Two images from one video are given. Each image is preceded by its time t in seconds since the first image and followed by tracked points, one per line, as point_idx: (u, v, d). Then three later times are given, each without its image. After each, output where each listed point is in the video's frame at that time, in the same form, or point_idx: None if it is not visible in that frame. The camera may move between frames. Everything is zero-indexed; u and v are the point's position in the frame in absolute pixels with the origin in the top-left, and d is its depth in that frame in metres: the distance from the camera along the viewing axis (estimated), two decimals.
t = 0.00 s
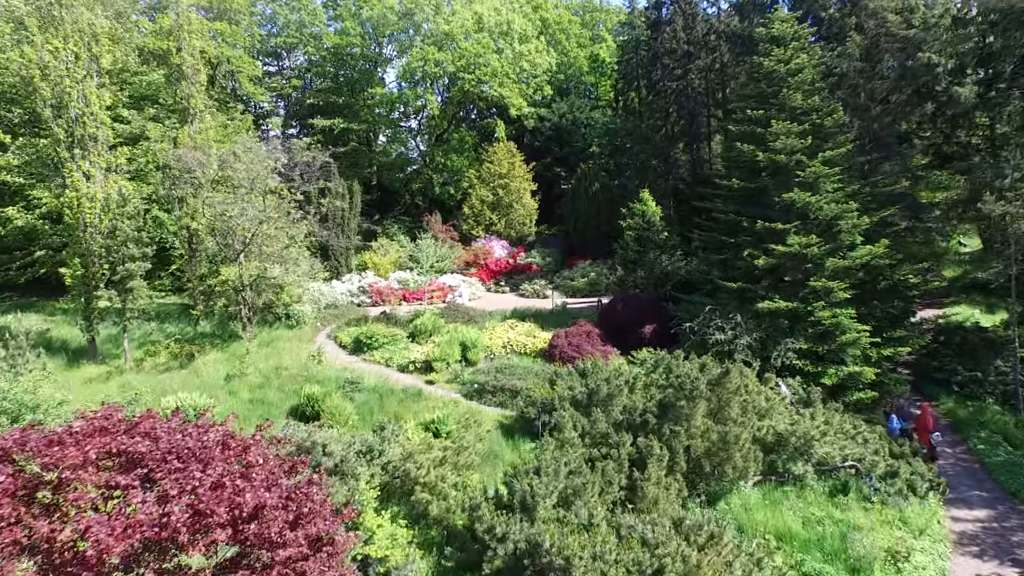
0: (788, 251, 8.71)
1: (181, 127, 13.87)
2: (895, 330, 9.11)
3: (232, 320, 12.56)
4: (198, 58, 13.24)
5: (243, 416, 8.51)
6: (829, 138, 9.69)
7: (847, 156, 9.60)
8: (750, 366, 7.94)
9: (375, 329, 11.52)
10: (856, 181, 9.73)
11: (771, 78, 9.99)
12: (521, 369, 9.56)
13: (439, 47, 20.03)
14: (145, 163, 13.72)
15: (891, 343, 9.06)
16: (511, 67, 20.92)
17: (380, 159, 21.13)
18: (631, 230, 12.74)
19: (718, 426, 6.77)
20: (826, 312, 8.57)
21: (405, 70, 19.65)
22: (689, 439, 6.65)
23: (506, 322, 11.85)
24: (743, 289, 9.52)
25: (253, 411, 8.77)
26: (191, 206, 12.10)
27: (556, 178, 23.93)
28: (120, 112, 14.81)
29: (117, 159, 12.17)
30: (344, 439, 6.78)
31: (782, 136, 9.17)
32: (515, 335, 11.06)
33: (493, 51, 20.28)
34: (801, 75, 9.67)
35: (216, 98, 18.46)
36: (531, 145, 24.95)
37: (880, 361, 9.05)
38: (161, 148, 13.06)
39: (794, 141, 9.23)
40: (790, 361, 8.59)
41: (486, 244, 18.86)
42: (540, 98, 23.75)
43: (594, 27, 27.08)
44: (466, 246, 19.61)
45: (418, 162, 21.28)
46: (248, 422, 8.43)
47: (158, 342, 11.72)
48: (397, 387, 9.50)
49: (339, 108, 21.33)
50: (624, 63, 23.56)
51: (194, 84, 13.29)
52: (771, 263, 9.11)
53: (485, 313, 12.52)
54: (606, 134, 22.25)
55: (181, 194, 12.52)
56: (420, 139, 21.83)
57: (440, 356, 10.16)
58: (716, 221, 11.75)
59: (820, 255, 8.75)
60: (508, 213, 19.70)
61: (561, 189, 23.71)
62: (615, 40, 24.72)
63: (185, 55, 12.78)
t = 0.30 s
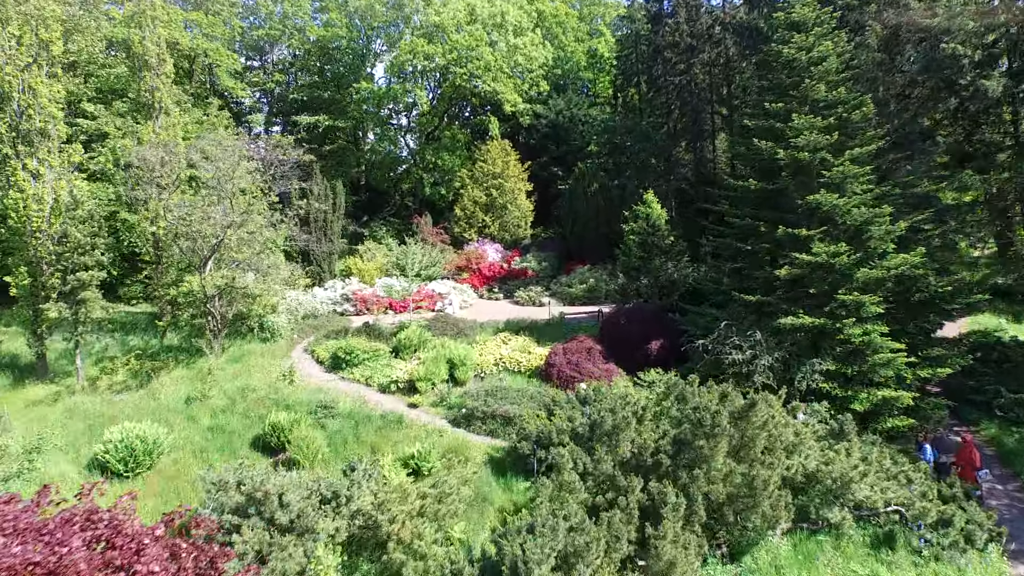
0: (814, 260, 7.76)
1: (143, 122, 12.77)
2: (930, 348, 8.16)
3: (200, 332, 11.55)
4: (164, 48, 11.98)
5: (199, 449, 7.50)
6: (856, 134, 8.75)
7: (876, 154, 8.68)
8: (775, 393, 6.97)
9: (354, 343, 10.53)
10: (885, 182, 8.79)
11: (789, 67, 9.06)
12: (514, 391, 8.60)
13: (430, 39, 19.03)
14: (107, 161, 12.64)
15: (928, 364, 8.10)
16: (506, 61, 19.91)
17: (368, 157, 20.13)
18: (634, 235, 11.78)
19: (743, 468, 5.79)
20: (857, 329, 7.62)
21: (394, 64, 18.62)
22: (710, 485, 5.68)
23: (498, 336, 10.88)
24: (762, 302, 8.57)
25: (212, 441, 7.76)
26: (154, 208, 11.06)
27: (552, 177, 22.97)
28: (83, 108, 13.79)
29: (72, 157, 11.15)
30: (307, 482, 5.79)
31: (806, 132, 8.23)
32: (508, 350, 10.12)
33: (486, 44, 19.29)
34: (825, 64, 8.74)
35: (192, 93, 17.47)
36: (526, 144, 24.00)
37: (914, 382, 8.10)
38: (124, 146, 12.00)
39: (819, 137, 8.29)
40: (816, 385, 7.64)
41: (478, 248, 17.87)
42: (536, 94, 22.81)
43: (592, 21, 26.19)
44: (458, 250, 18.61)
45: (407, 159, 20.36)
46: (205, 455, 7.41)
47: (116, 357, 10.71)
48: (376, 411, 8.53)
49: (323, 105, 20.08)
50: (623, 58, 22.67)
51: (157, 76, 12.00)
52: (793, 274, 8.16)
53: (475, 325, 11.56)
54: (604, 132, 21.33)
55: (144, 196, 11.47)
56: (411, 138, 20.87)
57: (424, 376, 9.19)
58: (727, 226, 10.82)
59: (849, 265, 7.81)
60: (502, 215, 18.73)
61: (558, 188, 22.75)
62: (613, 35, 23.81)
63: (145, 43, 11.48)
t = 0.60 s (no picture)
0: (855, 272, 6.71)
1: (101, 116, 11.64)
2: (985, 372, 7.11)
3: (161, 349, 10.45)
4: (123, 34, 10.87)
5: (140, 493, 6.34)
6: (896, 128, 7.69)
7: (919, 150, 7.66)
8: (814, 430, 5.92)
9: (331, 362, 9.48)
10: (928, 182, 7.75)
11: (820, 52, 8.02)
12: (508, 422, 7.54)
13: (421, 30, 17.95)
14: (62, 159, 11.49)
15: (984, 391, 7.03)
16: (502, 53, 18.86)
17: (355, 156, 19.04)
18: (640, 241, 10.74)
19: (787, 532, 4.73)
20: (905, 353, 6.58)
21: (383, 56, 17.54)
22: (748, 554, 4.61)
23: (491, 353, 9.82)
24: (791, 319, 7.51)
25: (157, 484, 6.57)
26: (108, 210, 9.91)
27: (551, 177, 21.94)
28: (40, 102, 12.68)
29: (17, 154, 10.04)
30: (258, 543, 4.50)
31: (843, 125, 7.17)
32: (501, 370, 9.08)
33: (481, 35, 18.22)
34: (862, 48, 7.68)
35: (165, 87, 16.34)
36: (523, 142, 22.96)
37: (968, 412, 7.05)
38: (79, 141, 10.86)
39: (857, 131, 7.24)
40: (857, 417, 6.62)
41: (472, 252, 16.82)
42: (533, 90, 21.76)
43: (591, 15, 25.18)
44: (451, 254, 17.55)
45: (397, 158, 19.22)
46: (146, 502, 6.22)
47: (65, 377, 9.57)
48: (351, 445, 7.48)
49: (308, 100, 18.98)
50: (624, 51, 21.63)
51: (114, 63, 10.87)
52: (829, 287, 7.10)
53: (467, 340, 10.51)
54: (605, 129, 20.30)
55: (100, 198, 10.34)
56: (404, 135, 19.52)
57: (407, 402, 8.14)
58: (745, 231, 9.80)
59: (894, 279, 6.76)
60: (498, 217, 17.68)
61: (557, 188, 21.71)
62: (614, 27, 22.79)
63: (100, 27, 10.36)
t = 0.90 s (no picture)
0: (922, 292, 5.51)
1: (50, 107, 10.43)
2: None
3: (114, 370, 9.25)
4: (72, 14, 9.67)
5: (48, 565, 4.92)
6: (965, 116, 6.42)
7: (988, 146, 6.48)
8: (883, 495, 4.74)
9: (303, 389, 8.31)
10: (1002, 180, 6.51)
11: (868, 30, 6.85)
12: (503, 466, 6.37)
13: (412, 17, 16.76)
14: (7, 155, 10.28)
15: None
16: (499, 44, 17.62)
17: (344, 154, 17.85)
18: (653, 248, 9.59)
19: None
20: (985, 391, 5.39)
21: (372, 47, 16.32)
22: None
23: (485, 377, 8.66)
24: (837, 346, 6.31)
25: (76, 550, 5.17)
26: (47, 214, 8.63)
27: (551, 177, 20.79)
28: None
29: None
30: None
31: (902, 115, 5.95)
32: (496, 399, 7.91)
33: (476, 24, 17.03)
34: (921, 23, 6.45)
35: (134, 78, 15.13)
36: (522, 139, 21.79)
37: None
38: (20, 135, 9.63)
39: (918, 122, 6.02)
40: (925, 469, 5.44)
41: (467, 257, 15.68)
42: (533, 83, 20.59)
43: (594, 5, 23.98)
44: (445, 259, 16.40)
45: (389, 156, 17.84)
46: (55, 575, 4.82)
47: None
48: (319, 495, 6.29)
49: (294, 94, 17.75)
50: (630, 44, 20.48)
51: (61, 47, 9.64)
52: (886, 309, 5.90)
53: (458, 360, 9.34)
54: (610, 125, 19.13)
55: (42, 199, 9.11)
56: (396, 132, 18.41)
57: (387, 440, 7.02)
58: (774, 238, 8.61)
59: (969, 300, 5.55)
60: (495, 218, 16.51)
61: (558, 188, 20.55)
62: (619, 17, 21.61)
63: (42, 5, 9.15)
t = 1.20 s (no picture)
0: None
1: None
2: None
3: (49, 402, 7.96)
4: None
5: None
6: None
7: None
8: None
9: (263, 427, 6.98)
10: None
11: None
12: (498, 537, 5.09)
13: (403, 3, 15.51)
14: None
15: None
16: (497, 32, 16.36)
17: (330, 153, 16.54)
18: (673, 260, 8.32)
19: None
20: None
21: (359, 35, 15.04)
22: None
23: (479, 412, 7.39)
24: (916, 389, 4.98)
25: None
26: None
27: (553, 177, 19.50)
28: None
29: None
30: None
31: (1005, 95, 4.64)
32: (490, 442, 6.62)
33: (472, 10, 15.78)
34: None
35: (97, 67, 13.81)
36: (522, 136, 20.52)
37: None
38: None
39: None
40: None
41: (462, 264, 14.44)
42: (533, 77, 19.33)
43: None
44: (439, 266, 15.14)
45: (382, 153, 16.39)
46: None
47: None
48: (269, 573, 4.95)
49: (275, 89, 16.34)
50: (637, 34, 19.23)
51: None
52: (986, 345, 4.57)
53: (448, 390, 8.07)
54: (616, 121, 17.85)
55: None
56: (386, 130, 17.07)
57: (355, 501, 5.75)
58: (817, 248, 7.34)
59: None
60: (493, 222, 15.25)
61: (561, 188, 19.28)
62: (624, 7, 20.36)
63: None
